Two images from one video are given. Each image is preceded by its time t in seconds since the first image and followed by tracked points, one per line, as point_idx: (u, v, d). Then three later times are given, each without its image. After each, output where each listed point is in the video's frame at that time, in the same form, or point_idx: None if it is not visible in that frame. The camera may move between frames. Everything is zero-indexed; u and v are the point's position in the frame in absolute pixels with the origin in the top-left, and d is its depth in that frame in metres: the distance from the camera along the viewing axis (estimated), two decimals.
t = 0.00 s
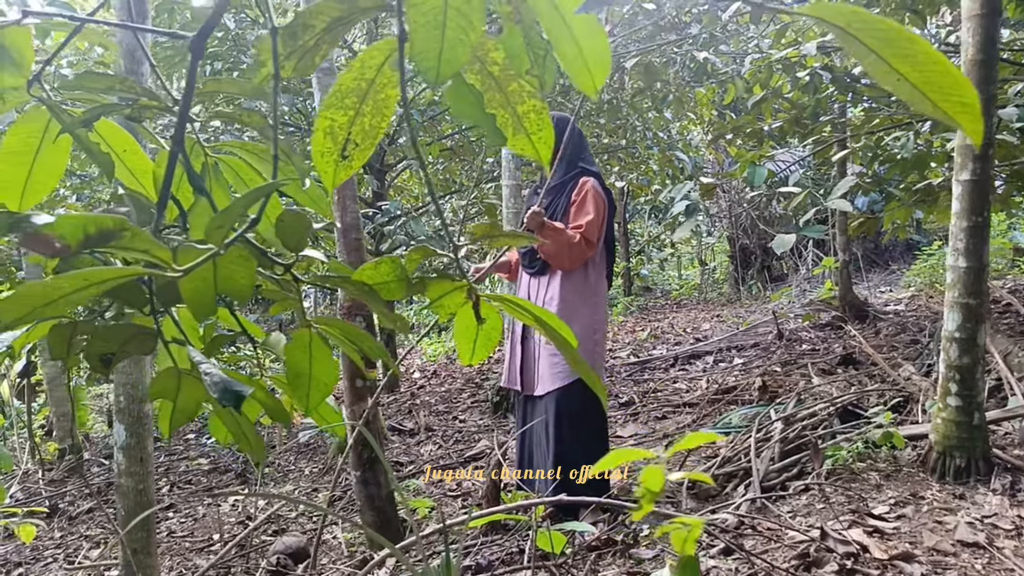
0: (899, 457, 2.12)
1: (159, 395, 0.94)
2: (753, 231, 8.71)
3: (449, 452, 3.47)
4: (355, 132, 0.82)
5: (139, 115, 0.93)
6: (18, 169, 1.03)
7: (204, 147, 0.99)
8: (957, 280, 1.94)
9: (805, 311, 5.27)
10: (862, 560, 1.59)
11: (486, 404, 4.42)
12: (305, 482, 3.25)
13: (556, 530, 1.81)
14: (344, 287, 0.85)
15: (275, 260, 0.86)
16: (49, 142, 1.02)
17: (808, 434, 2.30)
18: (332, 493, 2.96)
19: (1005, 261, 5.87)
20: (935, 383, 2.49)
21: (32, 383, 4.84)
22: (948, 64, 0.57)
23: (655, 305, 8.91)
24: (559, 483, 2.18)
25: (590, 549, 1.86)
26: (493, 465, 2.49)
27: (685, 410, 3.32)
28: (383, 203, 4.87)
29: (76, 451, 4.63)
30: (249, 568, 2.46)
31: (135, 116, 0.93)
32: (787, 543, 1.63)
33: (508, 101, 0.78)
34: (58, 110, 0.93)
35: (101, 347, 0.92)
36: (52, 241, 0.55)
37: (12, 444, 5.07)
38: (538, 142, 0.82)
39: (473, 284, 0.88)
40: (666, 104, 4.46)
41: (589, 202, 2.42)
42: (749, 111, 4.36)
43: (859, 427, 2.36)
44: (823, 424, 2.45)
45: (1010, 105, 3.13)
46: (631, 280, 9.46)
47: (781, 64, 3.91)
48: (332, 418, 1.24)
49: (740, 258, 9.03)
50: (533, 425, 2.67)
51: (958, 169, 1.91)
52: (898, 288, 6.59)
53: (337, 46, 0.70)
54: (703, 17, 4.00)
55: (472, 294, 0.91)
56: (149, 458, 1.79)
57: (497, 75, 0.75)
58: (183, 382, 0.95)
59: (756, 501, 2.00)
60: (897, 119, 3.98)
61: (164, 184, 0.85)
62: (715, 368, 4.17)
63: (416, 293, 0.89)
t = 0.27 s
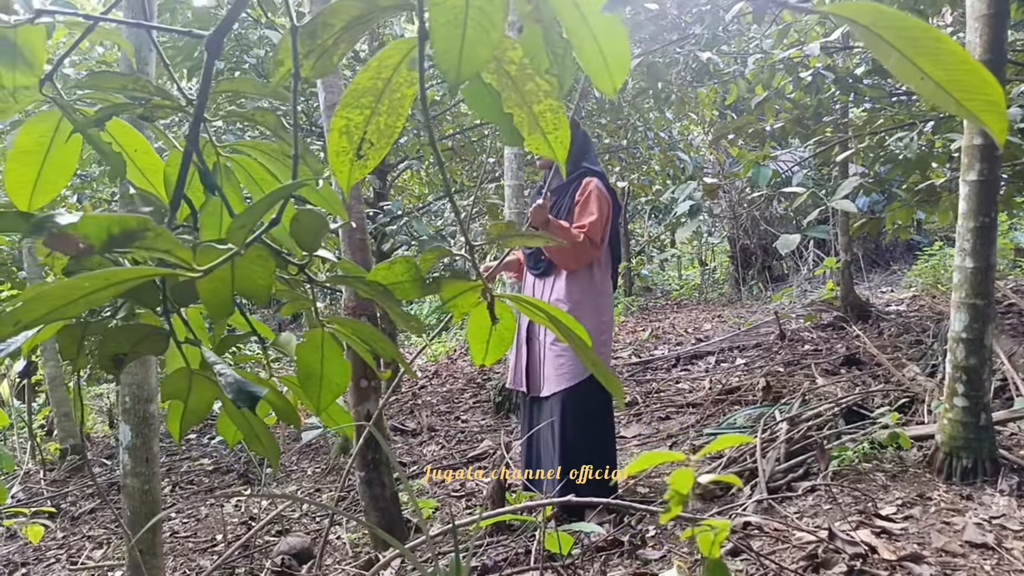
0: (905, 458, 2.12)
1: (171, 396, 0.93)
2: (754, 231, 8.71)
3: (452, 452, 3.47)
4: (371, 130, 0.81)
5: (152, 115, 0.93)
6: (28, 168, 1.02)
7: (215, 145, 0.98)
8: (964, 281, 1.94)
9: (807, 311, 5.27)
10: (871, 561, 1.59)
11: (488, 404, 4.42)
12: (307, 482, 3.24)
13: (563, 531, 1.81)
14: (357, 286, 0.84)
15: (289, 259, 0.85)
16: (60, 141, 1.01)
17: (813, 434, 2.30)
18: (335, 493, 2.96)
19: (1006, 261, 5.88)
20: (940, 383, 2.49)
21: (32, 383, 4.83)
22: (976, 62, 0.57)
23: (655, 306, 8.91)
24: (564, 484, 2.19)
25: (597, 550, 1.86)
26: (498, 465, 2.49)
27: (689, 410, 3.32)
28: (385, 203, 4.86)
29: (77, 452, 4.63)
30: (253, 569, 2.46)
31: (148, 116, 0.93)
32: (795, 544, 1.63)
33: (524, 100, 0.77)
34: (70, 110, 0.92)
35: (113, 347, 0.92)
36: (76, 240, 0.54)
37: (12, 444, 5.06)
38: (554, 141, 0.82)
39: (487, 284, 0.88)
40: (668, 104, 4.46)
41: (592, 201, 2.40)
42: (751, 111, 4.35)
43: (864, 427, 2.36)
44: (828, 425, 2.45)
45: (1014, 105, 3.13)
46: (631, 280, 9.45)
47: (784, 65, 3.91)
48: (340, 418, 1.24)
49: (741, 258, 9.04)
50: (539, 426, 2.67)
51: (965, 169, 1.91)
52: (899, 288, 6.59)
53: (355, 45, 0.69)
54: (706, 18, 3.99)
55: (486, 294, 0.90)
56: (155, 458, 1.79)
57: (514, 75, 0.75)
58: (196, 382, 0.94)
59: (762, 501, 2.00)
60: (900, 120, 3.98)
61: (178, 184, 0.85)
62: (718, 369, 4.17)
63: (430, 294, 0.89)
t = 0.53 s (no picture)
0: (908, 458, 2.12)
1: (174, 395, 0.92)
2: (754, 231, 8.71)
3: (453, 452, 3.46)
4: (377, 128, 0.81)
5: (155, 112, 0.92)
6: (31, 167, 1.02)
7: (218, 143, 0.98)
8: (967, 280, 1.95)
9: (808, 311, 5.26)
10: (875, 561, 1.58)
11: (488, 404, 4.41)
12: (308, 483, 3.23)
13: (566, 531, 1.80)
14: (362, 284, 0.84)
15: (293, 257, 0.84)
16: (62, 140, 1.01)
17: (816, 434, 2.29)
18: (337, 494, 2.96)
19: (1008, 261, 5.88)
20: (942, 383, 2.49)
21: (31, 383, 4.82)
22: (989, 58, 0.55)
23: (655, 306, 8.90)
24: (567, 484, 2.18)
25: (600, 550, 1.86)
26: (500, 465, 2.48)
27: (690, 410, 3.32)
28: (385, 203, 4.85)
29: (77, 452, 4.62)
30: (254, 569, 2.45)
31: (151, 113, 0.93)
32: (799, 544, 1.63)
33: (531, 97, 0.77)
34: (73, 107, 0.92)
35: (115, 346, 0.91)
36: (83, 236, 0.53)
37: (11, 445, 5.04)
38: (560, 138, 0.82)
39: (493, 282, 0.87)
40: (669, 104, 4.46)
41: (588, 198, 2.39)
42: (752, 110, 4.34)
43: (867, 427, 2.36)
44: (830, 424, 2.45)
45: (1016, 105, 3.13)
46: (632, 280, 9.44)
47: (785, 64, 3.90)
48: (341, 418, 1.23)
49: (741, 258, 9.03)
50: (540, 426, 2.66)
51: (968, 168, 1.91)
52: (900, 288, 6.58)
53: (363, 41, 0.69)
54: (707, 17, 3.99)
55: (491, 292, 0.90)
56: (156, 459, 1.78)
57: (521, 72, 0.75)
58: (199, 381, 0.93)
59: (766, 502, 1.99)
60: (901, 120, 3.98)
61: (182, 181, 0.84)
62: (718, 369, 4.17)
63: (434, 292, 0.88)
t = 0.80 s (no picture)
0: (912, 456, 2.12)
1: (178, 391, 0.92)
2: (755, 231, 8.69)
3: (455, 451, 3.46)
4: (383, 121, 0.80)
5: (160, 106, 0.92)
6: (34, 163, 1.02)
7: (223, 137, 0.97)
8: (971, 278, 1.95)
9: (810, 310, 5.25)
10: (880, 559, 1.58)
11: (490, 403, 4.41)
12: (310, 481, 3.23)
13: (569, 529, 1.79)
14: (368, 279, 0.83)
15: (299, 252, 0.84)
16: (66, 135, 1.01)
17: (819, 433, 2.29)
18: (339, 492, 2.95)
19: (1010, 261, 5.87)
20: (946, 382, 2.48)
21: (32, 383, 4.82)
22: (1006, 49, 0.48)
23: (656, 305, 8.89)
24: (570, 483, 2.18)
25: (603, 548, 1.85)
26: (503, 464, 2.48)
27: (692, 409, 3.31)
28: (386, 202, 4.84)
29: (79, 451, 4.62)
30: (256, 568, 2.45)
31: (155, 107, 0.92)
32: (804, 541, 1.62)
33: (538, 89, 0.77)
34: (77, 101, 0.91)
35: (119, 341, 0.90)
36: (89, 225, 0.53)
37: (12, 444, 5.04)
38: (568, 131, 0.81)
39: (499, 277, 0.87)
40: (670, 103, 4.45)
41: (588, 194, 2.39)
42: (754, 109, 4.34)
43: (871, 425, 2.36)
44: (833, 423, 2.45)
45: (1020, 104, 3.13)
46: (632, 279, 9.43)
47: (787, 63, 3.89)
48: (345, 416, 1.23)
49: (742, 258, 9.03)
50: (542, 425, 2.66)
51: (973, 165, 1.91)
52: (902, 288, 6.57)
53: (370, 32, 0.68)
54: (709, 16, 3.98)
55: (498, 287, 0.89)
56: (159, 456, 1.78)
57: (528, 64, 0.74)
58: (203, 377, 0.93)
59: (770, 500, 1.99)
60: (903, 119, 3.98)
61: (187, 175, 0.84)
62: (720, 368, 4.16)
63: (441, 287, 0.88)
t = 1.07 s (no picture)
0: (918, 455, 2.12)
1: (191, 387, 0.92)
2: (757, 230, 8.68)
3: (459, 450, 3.46)
4: (398, 117, 0.80)
5: (174, 102, 0.92)
6: (47, 161, 1.02)
7: (236, 133, 0.97)
8: (979, 277, 1.96)
9: (813, 310, 5.25)
10: (889, 557, 1.58)
11: (493, 403, 4.41)
12: (314, 480, 3.23)
13: (577, 527, 1.79)
14: (383, 276, 0.83)
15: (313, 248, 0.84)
16: (79, 132, 1.01)
17: (826, 432, 2.29)
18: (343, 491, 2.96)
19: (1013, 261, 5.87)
20: (953, 380, 2.48)
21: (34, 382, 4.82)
22: None
23: (658, 305, 8.88)
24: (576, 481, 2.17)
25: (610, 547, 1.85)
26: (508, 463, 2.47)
27: (697, 408, 3.32)
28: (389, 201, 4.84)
29: (82, 450, 4.62)
30: (261, 566, 2.45)
31: (169, 103, 0.92)
32: (812, 539, 1.62)
33: (554, 84, 0.77)
34: (91, 97, 0.91)
35: (133, 338, 0.90)
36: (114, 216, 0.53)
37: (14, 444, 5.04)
38: (583, 127, 0.81)
39: (514, 273, 0.87)
40: (674, 102, 4.45)
41: (597, 192, 2.40)
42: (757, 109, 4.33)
43: (877, 424, 2.36)
44: (839, 422, 2.45)
45: None
46: (634, 279, 9.42)
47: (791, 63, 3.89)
48: (355, 414, 1.23)
49: (744, 257, 9.03)
50: (547, 424, 2.66)
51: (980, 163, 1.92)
52: (904, 287, 6.56)
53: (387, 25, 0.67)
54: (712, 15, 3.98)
55: (512, 284, 0.90)
56: (166, 455, 1.77)
57: (545, 59, 0.75)
58: (216, 373, 0.92)
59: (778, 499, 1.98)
60: (906, 118, 3.98)
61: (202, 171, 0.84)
62: (724, 367, 4.16)
63: (455, 284, 0.88)
